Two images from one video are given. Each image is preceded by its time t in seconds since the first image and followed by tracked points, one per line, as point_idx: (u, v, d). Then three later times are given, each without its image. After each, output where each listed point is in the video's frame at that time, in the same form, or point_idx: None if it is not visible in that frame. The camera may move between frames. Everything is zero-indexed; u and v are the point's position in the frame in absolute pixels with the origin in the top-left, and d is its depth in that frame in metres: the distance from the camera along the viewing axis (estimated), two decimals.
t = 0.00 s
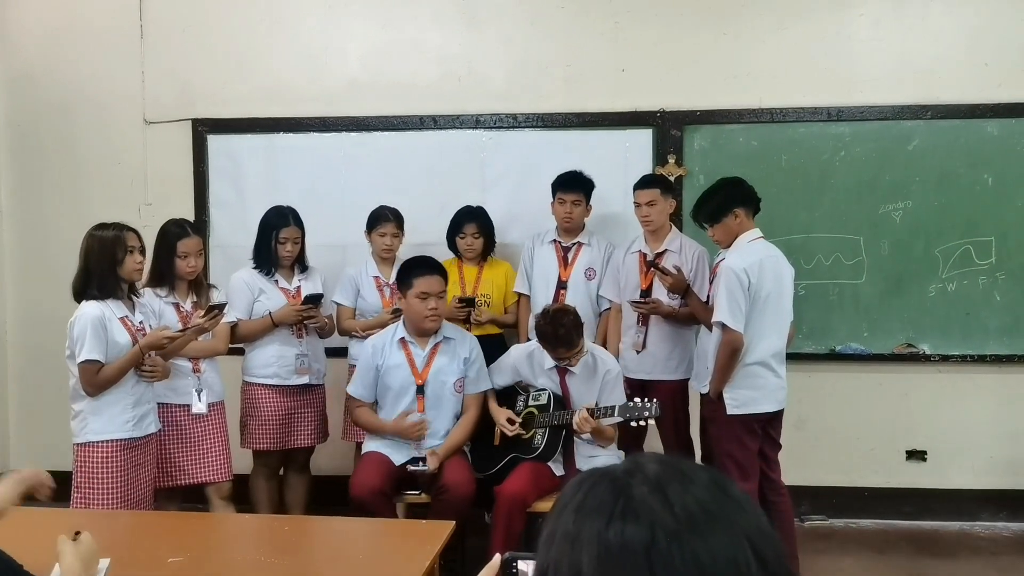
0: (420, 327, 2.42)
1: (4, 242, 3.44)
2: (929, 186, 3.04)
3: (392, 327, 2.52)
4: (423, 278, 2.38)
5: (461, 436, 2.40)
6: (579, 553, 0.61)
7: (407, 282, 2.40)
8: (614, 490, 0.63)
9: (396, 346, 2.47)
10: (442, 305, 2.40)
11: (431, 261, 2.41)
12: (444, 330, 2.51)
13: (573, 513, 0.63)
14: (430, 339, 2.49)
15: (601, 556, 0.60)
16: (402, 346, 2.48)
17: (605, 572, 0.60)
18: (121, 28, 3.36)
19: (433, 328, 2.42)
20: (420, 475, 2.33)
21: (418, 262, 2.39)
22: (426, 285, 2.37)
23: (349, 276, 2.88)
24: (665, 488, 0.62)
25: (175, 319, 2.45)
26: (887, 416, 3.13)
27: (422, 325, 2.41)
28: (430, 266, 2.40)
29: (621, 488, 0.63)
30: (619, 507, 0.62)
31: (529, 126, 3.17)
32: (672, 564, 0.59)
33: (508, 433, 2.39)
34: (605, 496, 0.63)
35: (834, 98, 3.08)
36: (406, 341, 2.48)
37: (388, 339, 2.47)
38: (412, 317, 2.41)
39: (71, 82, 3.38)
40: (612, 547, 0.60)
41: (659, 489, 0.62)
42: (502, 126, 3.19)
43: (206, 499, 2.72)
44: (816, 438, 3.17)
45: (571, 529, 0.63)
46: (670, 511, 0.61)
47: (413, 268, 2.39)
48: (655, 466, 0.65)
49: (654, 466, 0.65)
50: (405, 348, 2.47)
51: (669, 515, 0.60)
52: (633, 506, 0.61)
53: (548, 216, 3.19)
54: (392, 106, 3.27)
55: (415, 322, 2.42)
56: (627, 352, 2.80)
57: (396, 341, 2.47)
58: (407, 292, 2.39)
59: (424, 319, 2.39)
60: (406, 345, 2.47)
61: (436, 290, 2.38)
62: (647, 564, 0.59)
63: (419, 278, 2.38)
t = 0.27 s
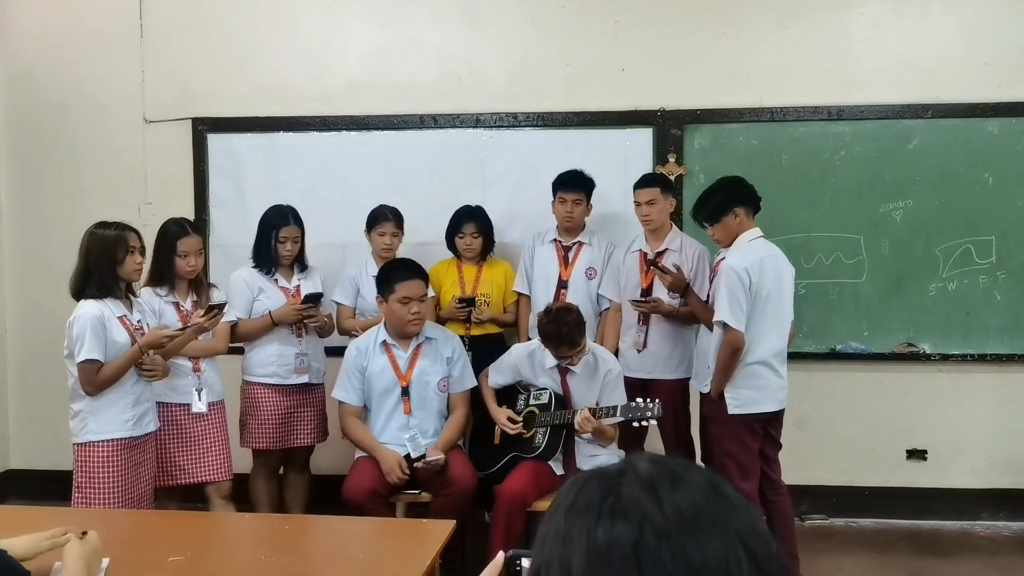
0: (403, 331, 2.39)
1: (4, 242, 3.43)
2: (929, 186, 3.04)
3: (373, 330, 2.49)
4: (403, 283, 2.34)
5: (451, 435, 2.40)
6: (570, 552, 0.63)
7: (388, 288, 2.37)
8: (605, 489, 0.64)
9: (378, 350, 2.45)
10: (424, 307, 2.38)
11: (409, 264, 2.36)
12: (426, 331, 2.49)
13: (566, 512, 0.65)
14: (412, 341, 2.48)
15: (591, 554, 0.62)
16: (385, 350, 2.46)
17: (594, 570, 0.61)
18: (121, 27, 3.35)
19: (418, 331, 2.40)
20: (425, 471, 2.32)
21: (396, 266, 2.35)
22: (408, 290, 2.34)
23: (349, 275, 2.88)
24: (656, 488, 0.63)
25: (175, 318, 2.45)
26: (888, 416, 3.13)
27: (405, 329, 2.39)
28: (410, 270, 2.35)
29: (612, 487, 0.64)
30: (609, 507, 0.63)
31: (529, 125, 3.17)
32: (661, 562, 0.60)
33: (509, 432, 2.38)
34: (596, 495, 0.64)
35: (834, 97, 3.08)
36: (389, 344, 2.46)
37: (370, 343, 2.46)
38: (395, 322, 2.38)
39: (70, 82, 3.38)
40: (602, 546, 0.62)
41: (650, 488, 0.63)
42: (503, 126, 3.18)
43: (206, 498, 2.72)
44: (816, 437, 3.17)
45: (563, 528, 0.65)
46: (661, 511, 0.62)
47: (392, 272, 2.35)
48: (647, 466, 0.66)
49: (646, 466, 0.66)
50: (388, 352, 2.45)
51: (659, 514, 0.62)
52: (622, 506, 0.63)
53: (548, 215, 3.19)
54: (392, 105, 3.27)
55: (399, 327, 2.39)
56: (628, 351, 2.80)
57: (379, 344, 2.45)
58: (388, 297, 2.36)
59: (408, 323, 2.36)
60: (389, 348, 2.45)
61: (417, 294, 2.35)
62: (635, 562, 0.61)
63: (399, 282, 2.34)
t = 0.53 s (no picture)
0: (390, 335, 2.38)
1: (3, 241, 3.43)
2: (929, 185, 3.03)
3: (362, 332, 2.48)
4: (386, 287, 2.33)
5: (450, 430, 2.41)
6: (567, 552, 0.63)
7: (370, 292, 2.36)
8: (602, 489, 0.64)
9: (370, 353, 2.45)
10: (409, 309, 2.37)
11: (388, 266, 2.36)
12: (414, 330, 2.50)
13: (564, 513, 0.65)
14: (402, 341, 2.47)
15: (588, 554, 0.62)
16: (377, 352, 2.45)
17: (591, 570, 0.61)
18: (120, 26, 3.35)
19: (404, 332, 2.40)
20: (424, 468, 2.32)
21: (375, 270, 2.34)
22: (392, 293, 2.33)
23: (349, 274, 2.87)
24: (654, 488, 0.63)
25: (175, 317, 2.45)
26: (888, 415, 3.13)
27: (393, 332, 2.38)
28: (393, 273, 2.35)
29: (610, 487, 0.64)
30: (606, 507, 0.63)
31: (529, 124, 3.17)
32: (658, 562, 0.60)
33: (510, 431, 2.38)
34: (593, 495, 0.64)
35: (835, 97, 3.08)
36: (380, 346, 2.45)
37: (360, 345, 2.45)
38: (381, 326, 2.37)
39: (70, 81, 3.38)
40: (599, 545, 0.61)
41: (648, 488, 0.63)
42: (503, 125, 3.18)
43: (206, 498, 2.72)
44: (816, 437, 3.17)
45: (560, 528, 0.65)
46: (659, 510, 0.62)
47: (373, 277, 2.34)
48: (647, 466, 0.66)
49: (646, 466, 0.66)
50: (380, 354, 2.45)
51: (657, 514, 0.62)
52: (620, 506, 0.63)
53: (548, 214, 3.18)
54: (393, 105, 3.27)
55: (385, 331, 2.38)
56: (628, 350, 2.80)
57: (369, 346, 2.44)
58: (372, 302, 2.35)
59: (394, 327, 2.36)
60: (381, 350, 2.45)
61: (401, 297, 2.35)
62: (633, 562, 0.60)
63: (380, 286, 2.33)
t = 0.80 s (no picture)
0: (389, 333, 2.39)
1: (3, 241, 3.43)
2: (929, 185, 3.03)
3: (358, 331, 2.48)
4: (386, 286, 2.33)
5: (446, 429, 2.41)
6: (571, 552, 0.63)
7: (369, 291, 2.35)
8: (607, 491, 0.65)
9: (366, 352, 2.44)
10: (408, 307, 2.38)
11: (388, 264, 2.36)
12: (412, 329, 2.49)
13: (569, 515, 0.65)
14: (399, 340, 2.47)
15: (592, 555, 0.62)
16: (373, 352, 2.45)
17: (594, 570, 0.61)
18: (119, 25, 3.35)
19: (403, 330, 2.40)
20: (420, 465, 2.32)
21: (375, 268, 2.34)
22: (391, 292, 2.33)
23: (349, 274, 2.87)
24: (659, 489, 0.63)
25: (175, 317, 2.45)
26: (888, 415, 3.13)
27: (391, 330, 2.38)
28: (392, 272, 2.35)
29: (614, 487, 0.64)
30: (610, 508, 0.63)
31: (529, 124, 3.17)
32: (661, 563, 0.60)
33: (511, 431, 2.37)
34: (597, 496, 0.65)
35: (835, 97, 3.08)
36: (376, 346, 2.45)
37: (356, 344, 2.45)
38: (380, 324, 2.38)
39: (70, 80, 3.38)
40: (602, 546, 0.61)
41: (653, 490, 0.63)
42: (503, 125, 3.18)
43: (206, 498, 2.72)
44: (816, 437, 3.16)
45: (564, 529, 0.65)
46: (663, 512, 0.62)
47: (370, 276, 2.34)
48: (652, 467, 0.66)
49: (651, 467, 0.66)
50: (376, 353, 2.44)
51: (661, 515, 0.61)
52: (624, 507, 0.63)
53: (548, 214, 3.18)
54: (393, 105, 3.27)
55: (384, 329, 2.39)
56: (628, 350, 2.79)
57: (365, 346, 2.44)
58: (371, 300, 2.35)
59: (393, 325, 2.36)
60: (376, 350, 2.44)
61: (400, 296, 2.35)
62: (636, 562, 0.60)
63: (380, 285, 2.33)
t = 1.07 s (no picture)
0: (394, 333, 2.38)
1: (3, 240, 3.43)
2: (929, 185, 3.03)
3: (363, 330, 2.49)
4: (397, 285, 2.33)
5: (445, 428, 2.41)
6: (572, 553, 0.63)
7: (378, 290, 2.35)
8: (608, 491, 0.65)
9: (368, 352, 2.45)
10: (416, 309, 2.37)
11: (401, 264, 2.36)
12: (416, 331, 2.49)
13: (571, 515, 0.65)
14: (402, 341, 2.47)
15: (593, 555, 0.62)
16: (375, 351, 2.45)
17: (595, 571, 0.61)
18: (119, 25, 3.35)
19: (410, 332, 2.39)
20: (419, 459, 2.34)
21: (387, 266, 2.34)
22: (402, 292, 2.33)
23: (349, 274, 2.87)
24: (661, 490, 0.63)
25: (174, 316, 2.44)
26: (888, 415, 3.13)
27: (397, 331, 2.38)
28: (404, 272, 2.34)
29: (615, 488, 0.64)
30: (612, 509, 0.63)
31: (529, 124, 3.17)
32: (663, 564, 0.60)
33: (510, 431, 2.37)
34: (599, 496, 0.65)
35: (834, 97, 3.07)
36: (379, 345, 2.45)
37: (359, 343, 2.45)
38: (387, 324, 2.37)
39: (70, 80, 3.38)
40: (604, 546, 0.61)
41: (655, 491, 0.63)
42: (503, 125, 3.18)
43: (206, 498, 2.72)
44: (815, 437, 3.16)
45: (566, 529, 0.65)
46: (665, 513, 0.62)
47: (383, 275, 2.34)
48: (654, 469, 0.66)
49: (654, 468, 0.66)
50: (378, 353, 2.45)
51: (663, 516, 0.61)
52: (626, 507, 0.63)
53: (548, 214, 3.18)
54: (392, 104, 3.27)
55: (391, 329, 2.38)
56: (628, 350, 2.79)
57: (368, 345, 2.45)
58: (381, 299, 2.35)
59: (400, 325, 2.35)
60: (379, 349, 2.45)
61: (410, 297, 2.35)
62: (637, 563, 0.60)
63: (390, 284, 2.33)
